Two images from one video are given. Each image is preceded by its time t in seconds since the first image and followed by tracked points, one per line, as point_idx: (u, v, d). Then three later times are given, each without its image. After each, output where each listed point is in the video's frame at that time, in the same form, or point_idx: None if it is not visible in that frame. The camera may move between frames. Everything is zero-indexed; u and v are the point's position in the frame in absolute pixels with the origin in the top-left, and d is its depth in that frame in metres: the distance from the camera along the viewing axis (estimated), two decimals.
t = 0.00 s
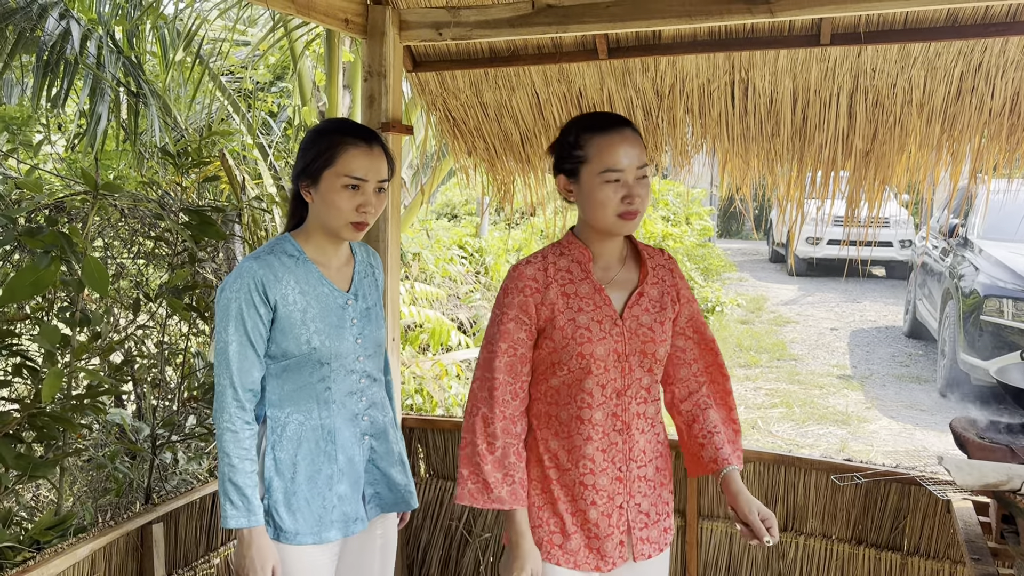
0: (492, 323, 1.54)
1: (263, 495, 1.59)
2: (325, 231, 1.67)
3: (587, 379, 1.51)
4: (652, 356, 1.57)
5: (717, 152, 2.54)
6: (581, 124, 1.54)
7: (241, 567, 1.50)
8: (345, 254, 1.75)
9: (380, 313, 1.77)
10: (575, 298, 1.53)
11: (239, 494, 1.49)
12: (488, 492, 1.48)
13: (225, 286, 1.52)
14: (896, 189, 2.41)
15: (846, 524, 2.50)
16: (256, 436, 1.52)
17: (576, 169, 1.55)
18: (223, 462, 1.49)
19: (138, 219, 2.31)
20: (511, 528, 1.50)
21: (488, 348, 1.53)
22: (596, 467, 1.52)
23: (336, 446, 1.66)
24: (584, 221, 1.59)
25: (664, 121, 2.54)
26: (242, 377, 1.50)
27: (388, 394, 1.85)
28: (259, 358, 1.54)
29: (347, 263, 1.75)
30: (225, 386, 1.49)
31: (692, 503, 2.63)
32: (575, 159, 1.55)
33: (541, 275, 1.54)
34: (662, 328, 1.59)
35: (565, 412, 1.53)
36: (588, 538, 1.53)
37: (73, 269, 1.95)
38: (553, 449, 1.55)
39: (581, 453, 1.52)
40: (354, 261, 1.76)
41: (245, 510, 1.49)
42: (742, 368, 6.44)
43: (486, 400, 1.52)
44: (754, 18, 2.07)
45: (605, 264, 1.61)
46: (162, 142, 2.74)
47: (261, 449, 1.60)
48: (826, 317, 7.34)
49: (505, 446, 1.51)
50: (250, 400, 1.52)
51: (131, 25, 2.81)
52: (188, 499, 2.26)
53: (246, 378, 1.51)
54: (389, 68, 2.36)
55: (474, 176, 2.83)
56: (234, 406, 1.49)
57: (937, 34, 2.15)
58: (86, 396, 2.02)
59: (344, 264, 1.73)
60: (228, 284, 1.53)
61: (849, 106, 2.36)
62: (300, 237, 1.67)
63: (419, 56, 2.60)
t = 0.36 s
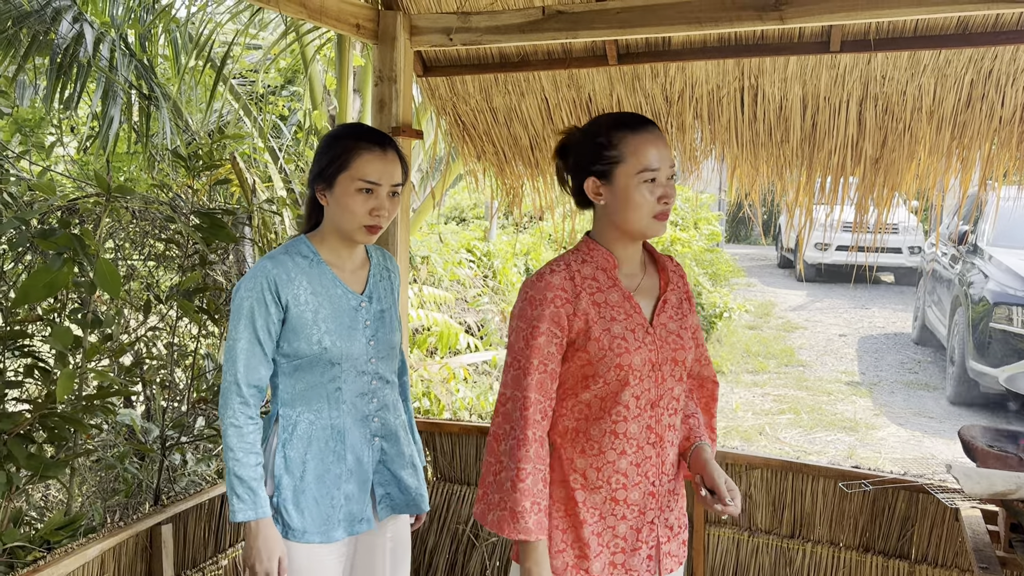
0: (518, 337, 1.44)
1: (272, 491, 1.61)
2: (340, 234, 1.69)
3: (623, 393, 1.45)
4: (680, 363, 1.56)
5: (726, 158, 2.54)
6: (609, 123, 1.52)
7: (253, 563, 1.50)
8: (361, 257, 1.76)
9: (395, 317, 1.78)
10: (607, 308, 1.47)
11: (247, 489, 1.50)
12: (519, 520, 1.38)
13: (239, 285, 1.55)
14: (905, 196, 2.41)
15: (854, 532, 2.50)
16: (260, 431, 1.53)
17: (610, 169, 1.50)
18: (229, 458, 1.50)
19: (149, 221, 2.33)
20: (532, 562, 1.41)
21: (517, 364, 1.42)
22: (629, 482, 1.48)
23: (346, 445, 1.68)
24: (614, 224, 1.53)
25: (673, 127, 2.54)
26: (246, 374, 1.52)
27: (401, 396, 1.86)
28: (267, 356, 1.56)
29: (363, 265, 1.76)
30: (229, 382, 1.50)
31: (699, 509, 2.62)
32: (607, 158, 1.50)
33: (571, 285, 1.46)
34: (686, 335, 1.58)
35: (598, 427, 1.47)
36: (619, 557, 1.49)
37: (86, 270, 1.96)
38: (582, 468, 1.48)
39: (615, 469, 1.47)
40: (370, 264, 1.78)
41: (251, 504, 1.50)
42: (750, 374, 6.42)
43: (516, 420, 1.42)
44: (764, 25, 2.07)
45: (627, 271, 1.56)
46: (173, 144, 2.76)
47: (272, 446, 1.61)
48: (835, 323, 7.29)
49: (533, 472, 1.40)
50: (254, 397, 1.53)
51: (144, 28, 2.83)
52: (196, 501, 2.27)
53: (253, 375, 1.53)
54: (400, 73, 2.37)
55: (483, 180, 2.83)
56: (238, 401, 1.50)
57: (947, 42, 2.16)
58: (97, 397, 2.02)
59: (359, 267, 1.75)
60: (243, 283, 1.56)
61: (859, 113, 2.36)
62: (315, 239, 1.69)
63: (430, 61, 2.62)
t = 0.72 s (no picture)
0: (524, 349, 1.41)
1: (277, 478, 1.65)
2: (351, 239, 1.70)
3: (638, 402, 1.46)
4: (681, 367, 1.59)
5: (734, 164, 2.54)
6: (634, 123, 1.51)
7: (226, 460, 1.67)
8: (374, 260, 1.77)
9: (404, 316, 1.79)
10: (616, 315, 1.46)
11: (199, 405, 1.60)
12: (525, 547, 1.37)
13: (246, 265, 1.60)
14: (914, 203, 2.38)
15: (860, 538, 2.49)
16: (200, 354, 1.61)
17: (635, 170, 1.48)
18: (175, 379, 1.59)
19: (159, 222, 2.34)
20: None
21: (524, 380, 1.39)
22: (644, 492, 1.50)
23: (353, 443, 1.71)
24: (629, 227, 1.52)
25: (680, 132, 2.54)
26: (198, 312, 1.59)
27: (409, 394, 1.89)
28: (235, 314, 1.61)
29: (377, 268, 1.77)
30: (176, 312, 1.58)
31: (705, 515, 2.62)
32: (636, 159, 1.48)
33: (578, 293, 1.44)
34: (685, 339, 1.60)
35: (611, 440, 1.47)
36: (636, 570, 1.50)
37: (95, 271, 1.97)
38: (597, 483, 1.47)
39: (631, 481, 1.48)
40: (384, 265, 1.79)
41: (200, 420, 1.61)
42: (757, 379, 6.40)
43: (522, 438, 1.39)
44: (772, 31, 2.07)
45: (626, 274, 1.57)
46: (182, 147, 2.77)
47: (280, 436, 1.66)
48: (843, 329, 7.29)
49: (540, 492, 1.39)
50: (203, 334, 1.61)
51: (154, 31, 2.84)
52: (202, 502, 2.28)
53: (204, 313, 1.58)
54: (409, 77, 2.38)
55: (490, 184, 2.83)
56: (176, 330, 1.57)
57: (957, 48, 2.15)
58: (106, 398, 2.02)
59: (372, 271, 1.76)
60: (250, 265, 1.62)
61: (868, 119, 2.36)
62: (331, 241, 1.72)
63: (440, 65, 2.64)
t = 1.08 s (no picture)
0: (546, 362, 1.41)
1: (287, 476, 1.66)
2: (359, 243, 1.71)
3: (659, 409, 1.47)
4: (695, 370, 1.59)
5: (743, 168, 2.54)
6: (652, 130, 1.51)
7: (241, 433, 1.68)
8: (382, 261, 1.78)
9: (416, 317, 1.79)
10: (634, 322, 1.46)
11: (217, 391, 1.62)
12: (555, 564, 1.38)
13: (256, 266, 1.62)
14: (925, 207, 2.38)
15: (869, 544, 2.48)
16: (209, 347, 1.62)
17: (653, 178, 1.49)
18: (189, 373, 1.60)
19: (169, 225, 2.36)
20: None
21: (549, 394, 1.39)
22: (664, 499, 1.51)
23: (363, 443, 1.72)
24: (641, 233, 1.52)
25: (690, 136, 2.54)
26: (206, 309, 1.59)
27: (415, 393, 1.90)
28: (241, 311, 1.61)
29: (385, 269, 1.78)
30: (184, 310, 1.57)
31: (713, 519, 2.61)
32: (654, 167, 1.49)
33: (597, 303, 1.44)
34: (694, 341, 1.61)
35: (632, 449, 1.47)
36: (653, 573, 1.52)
37: (107, 272, 1.98)
38: (619, 493, 1.47)
39: (651, 488, 1.49)
40: (393, 265, 1.80)
41: (223, 404, 1.62)
42: (765, 384, 6.38)
43: (549, 453, 1.39)
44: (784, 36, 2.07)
45: (634, 279, 1.58)
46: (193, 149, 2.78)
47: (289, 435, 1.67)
48: (850, 335, 7.25)
49: (567, 508, 1.40)
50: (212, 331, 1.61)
51: (166, 34, 2.85)
52: (213, 503, 2.28)
53: (210, 310, 1.59)
54: (419, 80, 2.39)
55: (499, 187, 2.83)
56: (183, 327, 1.57)
57: (969, 52, 2.14)
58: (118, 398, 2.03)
59: (380, 271, 1.77)
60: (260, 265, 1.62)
61: (878, 123, 2.35)
62: (339, 243, 1.73)
63: (449, 68, 2.65)
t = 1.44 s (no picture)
0: (553, 363, 1.43)
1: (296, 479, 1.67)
2: (367, 247, 1.71)
3: (670, 411, 1.46)
4: (709, 375, 1.59)
5: (754, 171, 2.54)
6: (664, 135, 1.51)
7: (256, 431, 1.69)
8: (393, 264, 1.78)
9: (425, 320, 1.79)
10: (642, 324, 1.47)
11: (229, 385, 1.63)
12: (567, 565, 1.38)
13: (264, 267, 1.62)
14: (936, 212, 2.38)
15: (880, 549, 2.47)
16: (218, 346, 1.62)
17: (666, 183, 1.49)
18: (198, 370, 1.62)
19: (181, 227, 2.34)
20: None
21: (558, 395, 1.41)
22: (679, 505, 1.50)
23: (373, 446, 1.72)
24: (652, 238, 1.53)
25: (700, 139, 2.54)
26: (214, 310, 1.59)
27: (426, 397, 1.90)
28: (249, 313, 1.61)
29: (394, 272, 1.78)
30: (192, 311, 1.58)
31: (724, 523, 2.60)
32: (668, 172, 1.49)
33: (605, 305, 1.45)
34: (708, 346, 1.61)
35: (644, 452, 1.47)
36: None
37: (120, 274, 1.98)
38: (632, 497, 1.47)
39: (665, 493, 1.48)
40: (404, 268, 1.80)
41: (235, 398, 1.63)
42: (773, 388, 6.36)
43: (558, 454, 1.40)
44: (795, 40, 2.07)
45: (647, 283, 1.58)
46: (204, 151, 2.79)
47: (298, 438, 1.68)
48: (858, 339, 7.22)
49: (578, 508, 1.39)
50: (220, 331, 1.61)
51: (177, 37, 2.86)
52: (223, 505, 2.29)
53: (217, 311, 1.59)
54: (429, 83, 2.40)
55: (509, 190, 2.83)
56: (192, 328, 1.58)
57: (980, 56, 2.15)
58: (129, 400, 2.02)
59: (390, 275, 1.77)
60: (268, 267, 1.63)
61: (889, 127, 2.35)
62: (348, 246, 1.73)
63: (459, 71, 2.65)
